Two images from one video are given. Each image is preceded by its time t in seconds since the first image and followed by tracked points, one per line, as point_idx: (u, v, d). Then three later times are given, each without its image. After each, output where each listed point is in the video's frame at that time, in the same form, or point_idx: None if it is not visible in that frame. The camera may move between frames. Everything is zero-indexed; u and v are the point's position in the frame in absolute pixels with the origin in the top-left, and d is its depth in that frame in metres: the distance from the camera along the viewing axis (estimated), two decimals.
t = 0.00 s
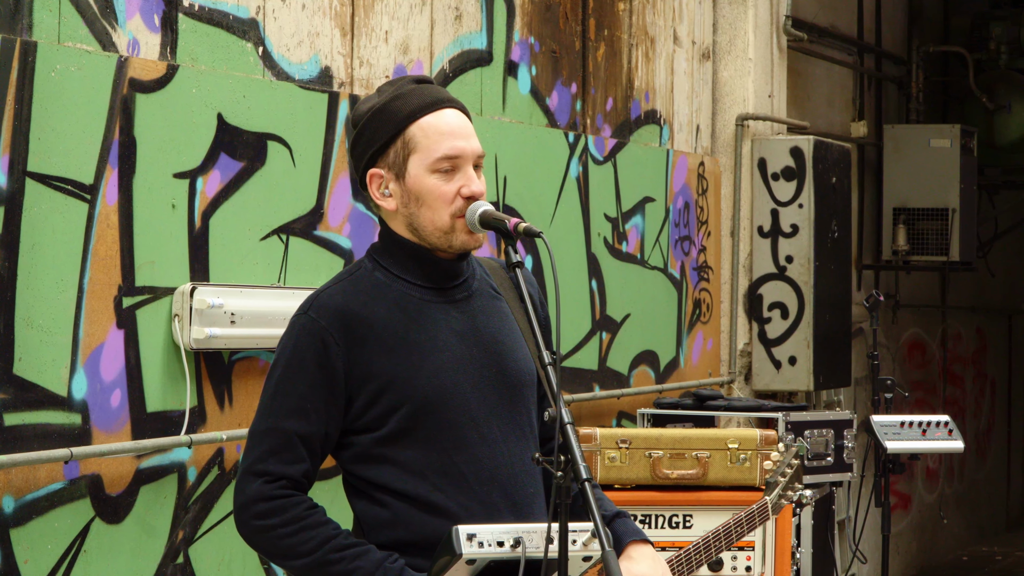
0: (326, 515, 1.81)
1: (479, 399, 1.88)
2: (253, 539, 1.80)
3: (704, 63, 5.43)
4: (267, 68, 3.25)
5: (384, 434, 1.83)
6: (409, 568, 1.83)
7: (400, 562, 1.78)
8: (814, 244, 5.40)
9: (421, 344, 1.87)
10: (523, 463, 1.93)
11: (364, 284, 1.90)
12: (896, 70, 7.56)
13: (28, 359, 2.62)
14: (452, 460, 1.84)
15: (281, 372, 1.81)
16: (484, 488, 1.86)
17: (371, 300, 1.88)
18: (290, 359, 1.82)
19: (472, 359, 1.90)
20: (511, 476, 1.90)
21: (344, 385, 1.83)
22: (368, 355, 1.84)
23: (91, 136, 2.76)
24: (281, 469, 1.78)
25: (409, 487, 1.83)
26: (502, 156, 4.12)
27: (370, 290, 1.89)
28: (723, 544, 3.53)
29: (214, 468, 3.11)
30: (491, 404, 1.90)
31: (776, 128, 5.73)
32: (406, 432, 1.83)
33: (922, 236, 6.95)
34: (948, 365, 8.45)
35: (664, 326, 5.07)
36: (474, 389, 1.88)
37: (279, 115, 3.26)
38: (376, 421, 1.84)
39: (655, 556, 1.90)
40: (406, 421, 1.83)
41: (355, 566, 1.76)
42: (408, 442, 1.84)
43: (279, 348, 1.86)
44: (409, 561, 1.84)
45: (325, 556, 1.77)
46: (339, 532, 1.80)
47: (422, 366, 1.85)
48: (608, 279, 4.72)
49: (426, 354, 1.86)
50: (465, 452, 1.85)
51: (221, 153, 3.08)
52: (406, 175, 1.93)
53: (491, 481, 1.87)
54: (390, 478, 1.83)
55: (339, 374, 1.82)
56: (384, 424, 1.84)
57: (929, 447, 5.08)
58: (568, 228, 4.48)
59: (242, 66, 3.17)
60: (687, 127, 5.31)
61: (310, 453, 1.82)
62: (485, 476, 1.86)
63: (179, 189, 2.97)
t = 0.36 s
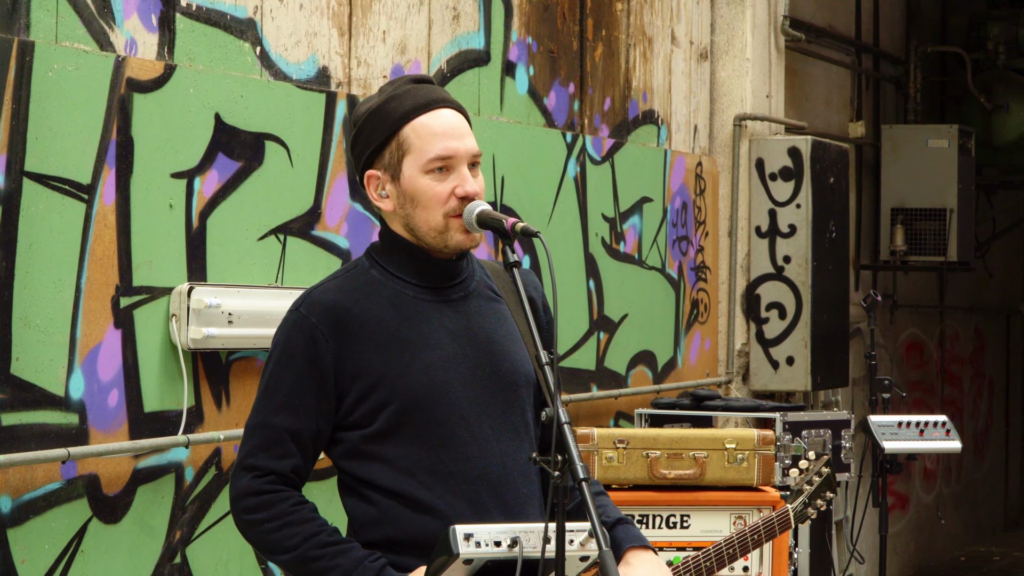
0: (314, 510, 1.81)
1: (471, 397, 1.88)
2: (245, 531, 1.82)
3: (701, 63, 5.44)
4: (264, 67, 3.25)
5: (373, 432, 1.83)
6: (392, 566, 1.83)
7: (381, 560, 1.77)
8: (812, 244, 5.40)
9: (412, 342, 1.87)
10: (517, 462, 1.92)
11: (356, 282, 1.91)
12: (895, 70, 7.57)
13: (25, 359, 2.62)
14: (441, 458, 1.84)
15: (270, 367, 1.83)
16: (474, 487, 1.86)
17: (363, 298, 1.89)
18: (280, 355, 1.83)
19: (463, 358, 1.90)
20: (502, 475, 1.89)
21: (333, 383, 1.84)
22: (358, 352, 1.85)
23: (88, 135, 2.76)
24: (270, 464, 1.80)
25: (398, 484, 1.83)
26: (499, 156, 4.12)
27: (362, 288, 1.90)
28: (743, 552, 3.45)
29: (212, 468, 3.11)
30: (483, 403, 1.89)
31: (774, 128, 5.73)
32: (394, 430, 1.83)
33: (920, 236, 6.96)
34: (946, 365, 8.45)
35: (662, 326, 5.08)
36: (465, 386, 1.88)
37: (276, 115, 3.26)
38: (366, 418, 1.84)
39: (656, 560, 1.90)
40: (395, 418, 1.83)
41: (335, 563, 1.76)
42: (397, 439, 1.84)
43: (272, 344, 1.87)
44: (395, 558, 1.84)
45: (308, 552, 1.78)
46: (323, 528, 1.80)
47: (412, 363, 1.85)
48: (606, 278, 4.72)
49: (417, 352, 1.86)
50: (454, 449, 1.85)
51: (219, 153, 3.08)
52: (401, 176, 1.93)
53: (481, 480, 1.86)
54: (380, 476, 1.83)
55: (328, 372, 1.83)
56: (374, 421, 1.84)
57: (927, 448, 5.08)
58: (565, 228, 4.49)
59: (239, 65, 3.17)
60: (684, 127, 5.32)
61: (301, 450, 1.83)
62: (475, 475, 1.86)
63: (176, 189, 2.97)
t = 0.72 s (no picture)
0: (286, 496, 1.81)
1: (468, 395, 1.88)
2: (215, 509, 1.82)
3: (698, 62, 5.44)
4: (261, 66, 3.25)
5: (369, 430, 1.84)
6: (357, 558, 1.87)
7: (343, 554, 1.80)
8: (809, 243, 5.40)
9: (410, 340, 1.87)
10: (514, 460, 1.92)
11: (354, 278, 1.91)
12: (891, 69, 7.58)
13: (23, 358, 2.62)
14: (438, 456, 1.84)
15: (266, 365, 1.83)
16: (471, 484, 1.85)
17: (360, 294, 1.88)
18: (274, 351, 1.83)
19: (460, 356, 1.89)
20: (500, 473, 1.89)
21: (327, 380, 1.84)
22: (355, 351, 1.85)
23: (84, 134, 2.75)
24: (248, 447, 1.80)
25: (396, 483, 1.83)
26: (497, 155, 4.12)
27: (360, 285, 1.90)
28: (727, 561, 3.48)
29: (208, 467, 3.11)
30: (480, 401, 1.89)
31: (771, 127, 5.73)
32: (391, 428, 1.83)
33: (918, 235, 6.96)
34: (943, 364, 8.46)
35: (659, 325, 5.08)
36: (463, 385, 1.88)
37: (273, 114, 3.25)
38: (362, 417, 1.85)
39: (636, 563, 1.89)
40: (392, 417, 1.83)
41: (297, 552, 1.78)
42: (394, 438, 1.84)
43: (268, 341, 1.87)
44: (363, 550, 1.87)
45: (273, 536, 1.78)
46: (291, 515, 1.80)
47: (410, 362, 1.85)
48: (603, 277, 4.72)
49: (414, 350, 1.86)
50: (452, 448, 1.85)
51: (215, 151, 3.08)
52: (396, 180, 1.93)
53: (480, 477, 1.86)
54: (379, 475, 1.83)
55: (322, 371, 1.83)
56: (370, 420, 1.84)
57: (925, 447, 5.08)
58: (563, 228, 4.49)
59: (237, 64, 3.17)
60: (681, 126, 5.32)
61: (283, 441, 1.83)
62: (473, 472, 1.86)
63: (173, 187, 2.97)
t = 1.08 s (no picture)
0: (289, 498, 1.81)
1: (466, 395, 1.88)
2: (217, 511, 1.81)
3: (697, 62, 5.44)
4: (259, 66, 3.24)
5: (368, 431, 1.84)
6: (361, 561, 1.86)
7: (350, 557, 1.79)
8: (808, 243, 5.40)
9: (408, 340, 1.87)
10: (513, 461, 1.92)
11: (353, 278, 1.91)
12: (889, 69, 7.58)
13: (20, 357, 2.61)
14: (436, 456, 1.84)
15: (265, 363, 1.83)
16: (470, 484, 1.85)
17: (359, 293, 1.88)
18: (274, 348, 1.83)
19: (459, 357, 1.89)
20: (499, 473, 1.89)
21: (327, 377, 1.84)
22: (354, 349, 1.84)
23: (82, 134, 2.75)
24: (251, 448, 1.79)
25: (395, 483, 1.83)
26: (495, 155, 4.12)
27: (359, 284, 1.90)
28: (728, 560, 3.49)
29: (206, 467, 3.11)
30: (479, 402, 1.89)
31: (769, 127, 5.73)
32: (389, 428, 1.83)
33: (916, 235, 6.97)
34: (941, 364, 8.47)
35: (657, 325, 5.08)
36: (461, 385, 1.88)
37: (271, 114, 3.25)
38: (360, 417, 1.84)
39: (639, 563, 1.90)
40: (390, 417, 1.83)
41: (304, 556, 1.78)
42: (393, 438, 1.84)
43: (267, 339, 1.87)
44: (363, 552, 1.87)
45: (280, 541, 1.78)
46: (296, 518, 1.81)
47: (408, 362, 1.85)
48: (601, 277, 4.73)
49: (413, 350, 1.86)
50: (450, 447, 1.85)
51: (214, 151, 3.08)
52: (397, 178, 1.93)
53: (478, 478, 1.86)
54: (379, 476, 1.83)
55: (322, 370, 1.83)
56: (369, 420, 1.84)
57: (923, 447, 5.09)
58: (561, 228, 4.49)
59: (235, 64, 3.17)
60: (680, 126, 5.32)
61: (284, 439, 1.82)
62: (471, 472, 1.86)
63: (171, 188, 2.96)
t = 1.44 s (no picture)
0: (300, 506, 1.81)
1: (461, 396, 1.88)
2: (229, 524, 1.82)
3: (695, 62, 5.44)
4: (257, 66, 3.24)
5: (363, 430, 1.83)
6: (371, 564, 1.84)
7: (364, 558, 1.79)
8: (805, 242, 5.41)
9: (403, 341, 1.87)
10: (507, 463, 1.92)
11: (348, 279, 1.91)
12: (887, 70, 7.59)
13: (18, 357, 2.61)
14: (430, 457, 1.84)
15: (261, 362, 1.83)
16: (464, 485, 1.85)
17: (354, 295, 1.89)
18: (271, 349, 1.83)
19: (453, 359, 1.89)
20: (493, 475, 1.89)
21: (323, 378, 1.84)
22: (349, 350, 1.84)
23: (80, 134, 2.75)
24: (258, 458, 1.80)
25: (390, 483, 1.82)
26: (493, 155, 4.12)
27: (354, 285, 1.90)
28: (731, 564, 3.46)
29: (204, 467, 3.10)
30: (473, 403, 1.89)
31: (767, 127, 5.73)
32: (384, 428, 1.83)
33: (914, 235, 6.98)
34: (939, 364, 8.48)
35: (655, 325, 5.08)
36: (455, 386, 1.88)
37: (269, 114, 3.25)
38: (355, 417, 1.84)
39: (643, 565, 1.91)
40: (385, 417, 1.83)
41: (318, 559, 1.78)
42: (387, 438, 1.84)
43: (264, 339, 1.87)
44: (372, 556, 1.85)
45: (292, 548, 1.78)
46: (307, 524, 1.81)
47: (403, 362, 1.85)
48: (599, 277, 4.73)
49: (408, 351, 1.86)
50: (444, 448, 1.85)
51: (212, 151, 3.08)
52: (395, 177, 1.93)
53: (472, 479, 1.86)
54: (371, 475, 1.83)
55: (319, 369, 1.83)
56: (364, 420, 1.84)
57: (921, 447, 5.09)
58: (559, 228, 4.49)
59: (232, 64, 3.17)
60: (677, 126, 5.32)
61: (290, 445, 1.83)
62: (465, 473, 1.85)
63: (169, 187, 2.96)
